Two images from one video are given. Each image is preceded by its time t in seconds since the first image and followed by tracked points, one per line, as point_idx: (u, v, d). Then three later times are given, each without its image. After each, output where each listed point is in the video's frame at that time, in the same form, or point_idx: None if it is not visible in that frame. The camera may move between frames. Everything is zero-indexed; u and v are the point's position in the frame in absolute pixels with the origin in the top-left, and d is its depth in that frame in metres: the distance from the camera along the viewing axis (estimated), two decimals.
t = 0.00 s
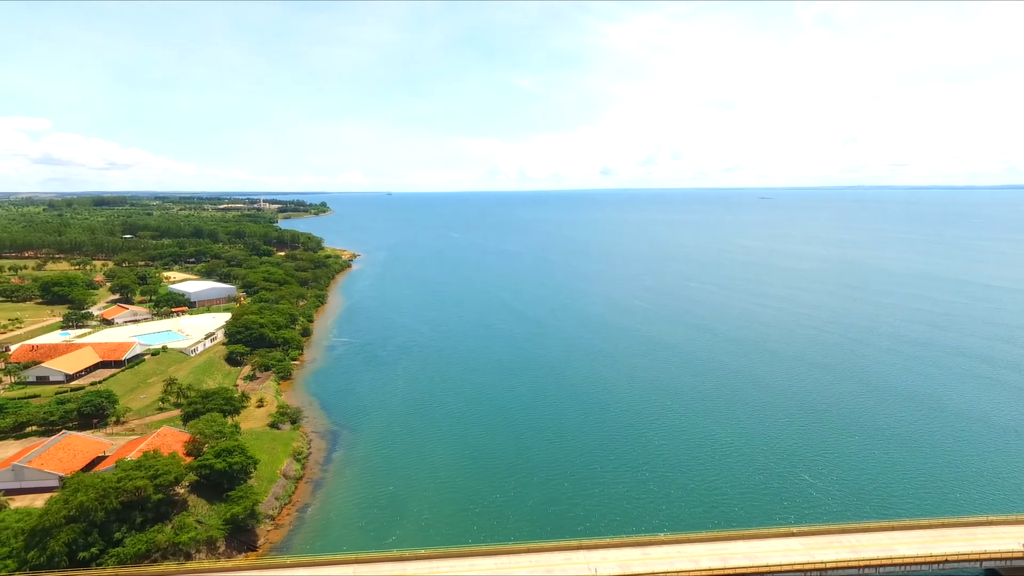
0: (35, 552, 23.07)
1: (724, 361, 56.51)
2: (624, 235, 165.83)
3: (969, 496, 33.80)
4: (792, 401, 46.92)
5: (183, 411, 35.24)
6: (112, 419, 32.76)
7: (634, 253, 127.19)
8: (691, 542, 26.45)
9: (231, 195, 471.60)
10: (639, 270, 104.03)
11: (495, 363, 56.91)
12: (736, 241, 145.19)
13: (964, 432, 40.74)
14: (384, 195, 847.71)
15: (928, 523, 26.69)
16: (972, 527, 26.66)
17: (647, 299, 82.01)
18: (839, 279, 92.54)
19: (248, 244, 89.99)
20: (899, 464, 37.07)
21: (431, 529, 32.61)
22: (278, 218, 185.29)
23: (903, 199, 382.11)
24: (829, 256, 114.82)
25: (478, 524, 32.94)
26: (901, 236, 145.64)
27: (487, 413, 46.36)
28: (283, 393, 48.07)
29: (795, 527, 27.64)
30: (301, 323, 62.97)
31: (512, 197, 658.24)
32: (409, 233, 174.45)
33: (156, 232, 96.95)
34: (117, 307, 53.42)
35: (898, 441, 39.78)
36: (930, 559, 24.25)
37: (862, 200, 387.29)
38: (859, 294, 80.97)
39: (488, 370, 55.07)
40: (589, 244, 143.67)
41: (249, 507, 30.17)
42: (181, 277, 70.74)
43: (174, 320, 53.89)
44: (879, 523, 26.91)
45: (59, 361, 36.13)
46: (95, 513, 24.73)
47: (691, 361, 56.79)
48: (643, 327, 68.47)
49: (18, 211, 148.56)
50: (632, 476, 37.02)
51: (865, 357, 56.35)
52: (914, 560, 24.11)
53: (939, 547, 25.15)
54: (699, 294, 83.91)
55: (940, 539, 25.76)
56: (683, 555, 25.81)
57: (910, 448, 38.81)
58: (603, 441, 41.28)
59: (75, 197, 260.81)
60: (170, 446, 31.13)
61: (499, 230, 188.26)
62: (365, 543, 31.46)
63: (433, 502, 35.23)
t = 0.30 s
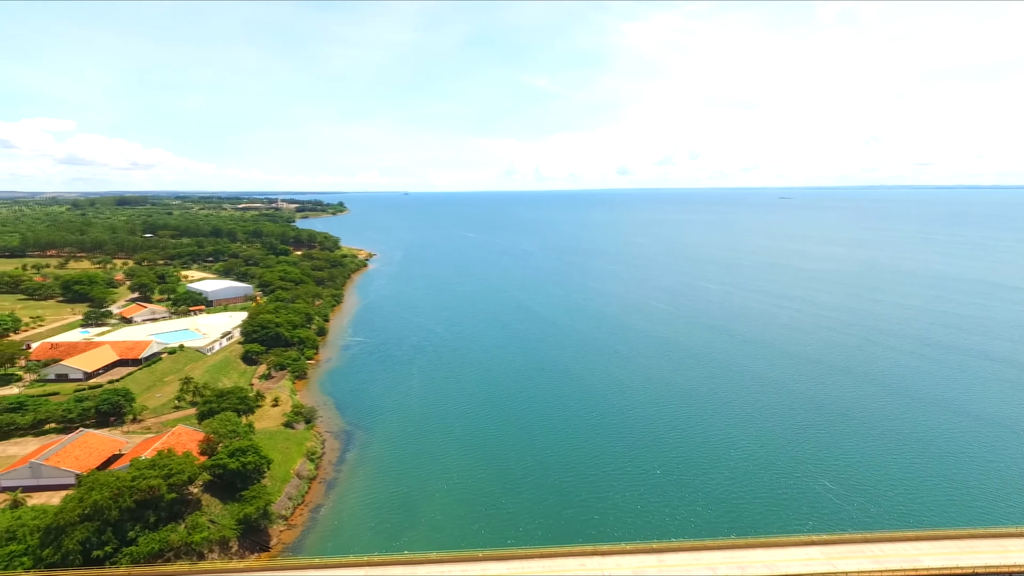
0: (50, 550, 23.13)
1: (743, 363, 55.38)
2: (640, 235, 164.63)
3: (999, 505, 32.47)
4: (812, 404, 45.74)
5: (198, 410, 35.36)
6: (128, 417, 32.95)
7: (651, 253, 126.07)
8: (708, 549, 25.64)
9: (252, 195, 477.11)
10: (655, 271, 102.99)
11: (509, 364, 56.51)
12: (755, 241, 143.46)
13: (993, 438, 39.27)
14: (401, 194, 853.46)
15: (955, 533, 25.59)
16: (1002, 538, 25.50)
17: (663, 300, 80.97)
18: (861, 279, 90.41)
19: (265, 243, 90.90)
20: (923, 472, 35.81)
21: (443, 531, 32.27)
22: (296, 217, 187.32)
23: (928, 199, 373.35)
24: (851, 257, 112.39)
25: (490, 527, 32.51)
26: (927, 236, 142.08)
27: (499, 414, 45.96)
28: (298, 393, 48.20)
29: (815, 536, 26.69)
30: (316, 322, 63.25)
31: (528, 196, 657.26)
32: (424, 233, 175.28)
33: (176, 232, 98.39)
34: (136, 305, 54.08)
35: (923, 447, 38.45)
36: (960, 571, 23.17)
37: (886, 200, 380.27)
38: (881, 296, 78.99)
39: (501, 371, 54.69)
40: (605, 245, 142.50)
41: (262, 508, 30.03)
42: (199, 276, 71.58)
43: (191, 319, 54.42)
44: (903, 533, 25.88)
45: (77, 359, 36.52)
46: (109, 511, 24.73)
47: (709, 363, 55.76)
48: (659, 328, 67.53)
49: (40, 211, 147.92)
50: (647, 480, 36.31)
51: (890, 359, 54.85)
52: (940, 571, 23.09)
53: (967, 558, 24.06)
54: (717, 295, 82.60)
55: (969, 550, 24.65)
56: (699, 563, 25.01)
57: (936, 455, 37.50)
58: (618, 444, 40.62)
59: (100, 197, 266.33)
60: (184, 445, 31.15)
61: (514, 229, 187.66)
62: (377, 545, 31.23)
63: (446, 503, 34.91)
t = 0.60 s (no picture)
0: (63, 549, 23.21)
1: (761, 366, 54.22)
2: (656, 236, 163.18)
3: None
4: (832, 408, 44.55)
5: (211, 409, 35.44)
6: (143, 416, 33.08)
7: (667, 253, 124.74)
8: (724, 557, 24.84)
9: (270, 195, 481.63)
10: (671, 271, 101.78)
11: (521, 365, 56.17)
12: (773, 241, 141.43)
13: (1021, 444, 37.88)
14: (416, 195, 857.20)
15: (983, 544, 24.54)
16: None
17: (678, 300, 79.96)
18: (883, 280, 88.55)
19: (281, 243, 91.58)
20: (947, 478, 34.63)
21: (454, 534, 31.89)
22: (312, 216, 188.92)
23: (952, 199, 365.59)
24: (872, 258, 110.12)
25: (502, 530, 32.07)
26: (950, 237, 138.91)
27: (511, 415, 45.65)
28: (311, 392, 48.21)
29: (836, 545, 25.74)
30: (330, 322, 63.47)
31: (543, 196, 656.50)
32: (439, 233, 175.61)
33: (194, 231, 99.57)
34: (153, 304, 54.63)
35: (947, 453, 37.24)
36: None
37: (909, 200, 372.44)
38: (903, 297, 77.20)
39: (513, 372, 54.35)
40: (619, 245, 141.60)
41: (273, 508, 29.96)
42: (215, 276, 72.24)
43: (207, 318, 54.87)
44: (928, 544, 24.86)
45: (94, 357, 36.82)
46: (121, 511, 24.83)
47: (726, 365, 54.72)
48: (673, 329, 66.69)
49: (62, 211, 148.65)
50: (660, 484, 35.64)
51: (914, 362, 53.33)
52: None
53: (997, 571, 22.99)
54: (733, 297, 81.38)
55: (1000, 563, 23.55)
56: (714, 571, 24.23)
57: (961, 461, 36.25)
58: (632, 447, 39.92)
59: (122, 197, 271.18)
60: (197, 445, 31.14)
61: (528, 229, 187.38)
62: (388, 547, 30.93)
63: (457, 505, 34.54)
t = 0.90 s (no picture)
0: (77, 548, 23.06)
1: (781, 368, 52.97)
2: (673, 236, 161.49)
3: None
4: (854, 412, 43.28)
5: (226, 409, 35.49)
6: (158, 415, 33.25)
7: (684, 254, 123.19)
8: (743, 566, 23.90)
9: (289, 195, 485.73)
10: (688, 272, 100.45)
11: (535, 365, 55.66)
12: (793, 242, 138.93)
13: None
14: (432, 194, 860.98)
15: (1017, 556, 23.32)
16: None
17: (695, 301, 78.77)
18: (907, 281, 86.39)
19: (297, 242, 92.36)
20: (975, 487, 33.31)
21: (465, 536, 31.51)
22: (329, 216, 190.72)
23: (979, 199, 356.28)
24: (895, 258, 107.50)
25: (514, 532, 31.61)
26: (977, 237, 135.22)
27: (524, 415, 45.20)
28: (325, 392, 48.28)
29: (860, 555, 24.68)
30: (345, 321, 63.65)
31: (558, 196, 654.29)
32: (455, 232, 176.01)
33: (212, 231, 100.92)
34: (171, 303, 55.19)
35: (974, 460, 35.84)
36: None
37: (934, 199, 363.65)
38: (928, 298, 75.14)
39: (526, 373, 53.86)
40: (636, 245, 140.33)
41: (286, 509, 29.85)
42: (233, 275, 73.03)
43: (223, 317, 55.32)
44: (957, 556, 23.72)
45: (111, 356, 37.21)
46: (135, 510, 24.81)
47: (745, 367, 53.55)
48: (690, 331, 65.59)
49: (84, 211, 149.47)
50: (675, 487, 34.87)
51: (942, 365, 51.62)
52: None
53: None
54: (752, 297, 79.94)
55: None
56: None
57: (990, 469, 34.87)
58: (647, 449, 39.20)
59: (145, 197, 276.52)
60: (211, 445, 31.17)
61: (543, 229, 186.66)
62: (400, 549, 30.61)
63: (469, 507, 34.19)
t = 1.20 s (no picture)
0: (89, 547, 23.07)
1: (802, 371, 51.62)
2: (689, 236, 159.57)
3: None
4: (878, 416, 41.94)
5: (239, 408, 35.45)
6: (173, 414, 33.36)
7: (700, 254, 121.55)
8: None
9: (307, 195, 490.53)
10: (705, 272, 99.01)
11: (548, 367, 55.09)
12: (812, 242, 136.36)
13: None
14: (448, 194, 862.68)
15: None
16: None
17: (712, 303, 77.56)
18: (931, 282, 84.15)
19: (313, 242, 92.95)
20: (1003, 498, 31.96)
21: (475, 539, 31.08)
22: (345, 215, 192.18)
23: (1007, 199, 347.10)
24: (919, 259, 104.91)
25: (525, 537, 31.07)
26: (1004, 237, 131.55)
27: (536, 417, 44.72)
28: (339, 393, 48.20)
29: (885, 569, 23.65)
30: (360, 321, 63.73)
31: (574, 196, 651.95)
32: (469, 232, 176.14)
33: (229, 231, 102.09)
34: (188, 302, 55.67)
35: (1002, 470, 34.43)
36: None
37: (959, 199, 354.99)
38: (954, 300, 73.04)
39: (540, 374, 53.31)
40: (651, 245, 138.95)
41: (298, 511, 29.61)
42: (249, 274, 73.70)
43: (239, 317, 55.69)
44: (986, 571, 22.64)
45: (128, 355, 37.51)
46: (147, 511, 24.83)
47: (764, 370, 52.28)
48: (707, 332, 64.47)
49: (105, 211, 151.66)
50: (689, 492, 34.11)
51: (969, 369, 49.87)
52: None
53: None
54: (770, 299, 78.41)
55: None
56: None
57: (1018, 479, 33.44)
58: (663, 454, 38.36)
59: (165, 197, 281.53)
60: (224, 445, 31.16)
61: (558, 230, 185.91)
62: (411, 553, 30.15)
63: (481, 510, 33.70)
